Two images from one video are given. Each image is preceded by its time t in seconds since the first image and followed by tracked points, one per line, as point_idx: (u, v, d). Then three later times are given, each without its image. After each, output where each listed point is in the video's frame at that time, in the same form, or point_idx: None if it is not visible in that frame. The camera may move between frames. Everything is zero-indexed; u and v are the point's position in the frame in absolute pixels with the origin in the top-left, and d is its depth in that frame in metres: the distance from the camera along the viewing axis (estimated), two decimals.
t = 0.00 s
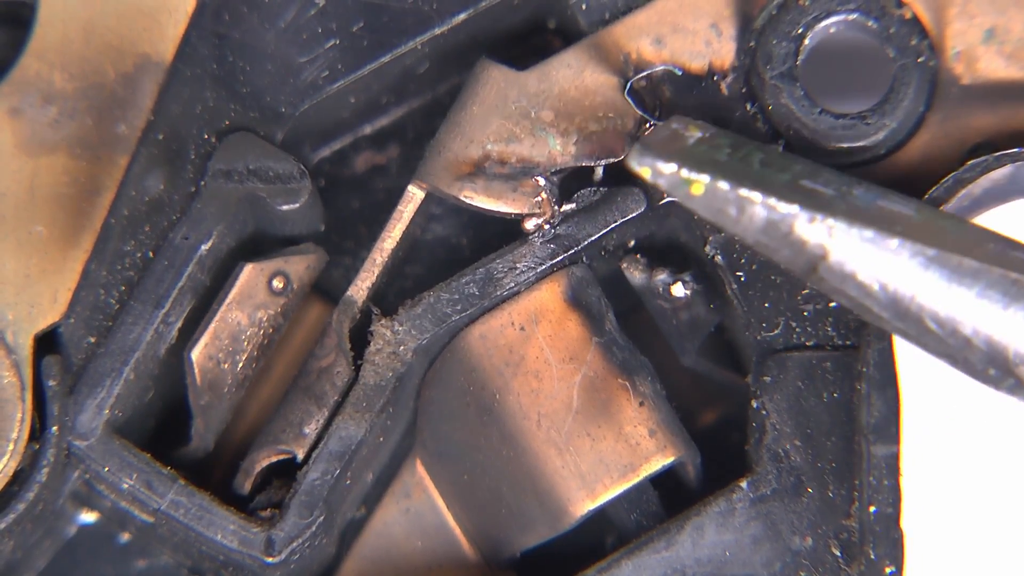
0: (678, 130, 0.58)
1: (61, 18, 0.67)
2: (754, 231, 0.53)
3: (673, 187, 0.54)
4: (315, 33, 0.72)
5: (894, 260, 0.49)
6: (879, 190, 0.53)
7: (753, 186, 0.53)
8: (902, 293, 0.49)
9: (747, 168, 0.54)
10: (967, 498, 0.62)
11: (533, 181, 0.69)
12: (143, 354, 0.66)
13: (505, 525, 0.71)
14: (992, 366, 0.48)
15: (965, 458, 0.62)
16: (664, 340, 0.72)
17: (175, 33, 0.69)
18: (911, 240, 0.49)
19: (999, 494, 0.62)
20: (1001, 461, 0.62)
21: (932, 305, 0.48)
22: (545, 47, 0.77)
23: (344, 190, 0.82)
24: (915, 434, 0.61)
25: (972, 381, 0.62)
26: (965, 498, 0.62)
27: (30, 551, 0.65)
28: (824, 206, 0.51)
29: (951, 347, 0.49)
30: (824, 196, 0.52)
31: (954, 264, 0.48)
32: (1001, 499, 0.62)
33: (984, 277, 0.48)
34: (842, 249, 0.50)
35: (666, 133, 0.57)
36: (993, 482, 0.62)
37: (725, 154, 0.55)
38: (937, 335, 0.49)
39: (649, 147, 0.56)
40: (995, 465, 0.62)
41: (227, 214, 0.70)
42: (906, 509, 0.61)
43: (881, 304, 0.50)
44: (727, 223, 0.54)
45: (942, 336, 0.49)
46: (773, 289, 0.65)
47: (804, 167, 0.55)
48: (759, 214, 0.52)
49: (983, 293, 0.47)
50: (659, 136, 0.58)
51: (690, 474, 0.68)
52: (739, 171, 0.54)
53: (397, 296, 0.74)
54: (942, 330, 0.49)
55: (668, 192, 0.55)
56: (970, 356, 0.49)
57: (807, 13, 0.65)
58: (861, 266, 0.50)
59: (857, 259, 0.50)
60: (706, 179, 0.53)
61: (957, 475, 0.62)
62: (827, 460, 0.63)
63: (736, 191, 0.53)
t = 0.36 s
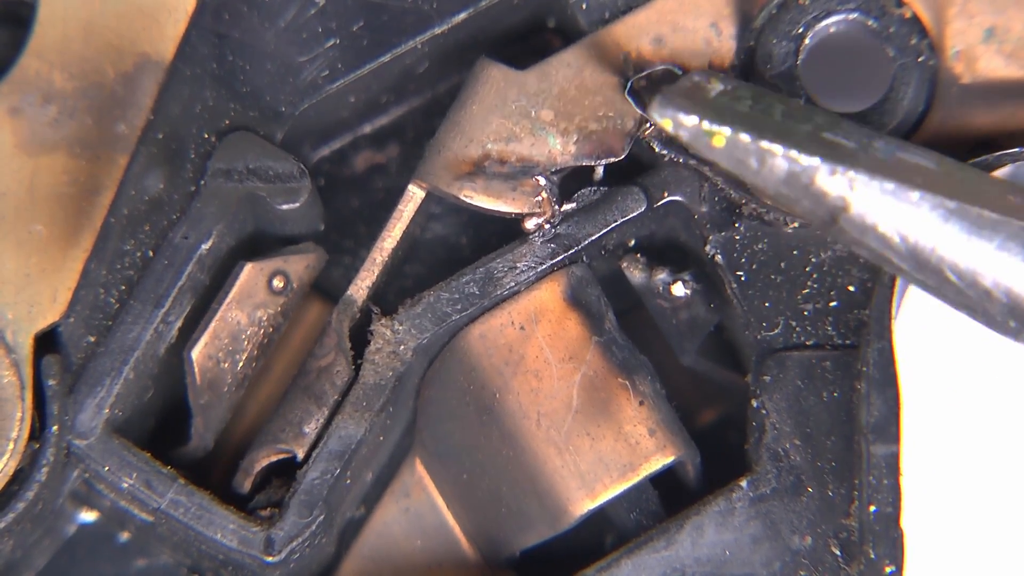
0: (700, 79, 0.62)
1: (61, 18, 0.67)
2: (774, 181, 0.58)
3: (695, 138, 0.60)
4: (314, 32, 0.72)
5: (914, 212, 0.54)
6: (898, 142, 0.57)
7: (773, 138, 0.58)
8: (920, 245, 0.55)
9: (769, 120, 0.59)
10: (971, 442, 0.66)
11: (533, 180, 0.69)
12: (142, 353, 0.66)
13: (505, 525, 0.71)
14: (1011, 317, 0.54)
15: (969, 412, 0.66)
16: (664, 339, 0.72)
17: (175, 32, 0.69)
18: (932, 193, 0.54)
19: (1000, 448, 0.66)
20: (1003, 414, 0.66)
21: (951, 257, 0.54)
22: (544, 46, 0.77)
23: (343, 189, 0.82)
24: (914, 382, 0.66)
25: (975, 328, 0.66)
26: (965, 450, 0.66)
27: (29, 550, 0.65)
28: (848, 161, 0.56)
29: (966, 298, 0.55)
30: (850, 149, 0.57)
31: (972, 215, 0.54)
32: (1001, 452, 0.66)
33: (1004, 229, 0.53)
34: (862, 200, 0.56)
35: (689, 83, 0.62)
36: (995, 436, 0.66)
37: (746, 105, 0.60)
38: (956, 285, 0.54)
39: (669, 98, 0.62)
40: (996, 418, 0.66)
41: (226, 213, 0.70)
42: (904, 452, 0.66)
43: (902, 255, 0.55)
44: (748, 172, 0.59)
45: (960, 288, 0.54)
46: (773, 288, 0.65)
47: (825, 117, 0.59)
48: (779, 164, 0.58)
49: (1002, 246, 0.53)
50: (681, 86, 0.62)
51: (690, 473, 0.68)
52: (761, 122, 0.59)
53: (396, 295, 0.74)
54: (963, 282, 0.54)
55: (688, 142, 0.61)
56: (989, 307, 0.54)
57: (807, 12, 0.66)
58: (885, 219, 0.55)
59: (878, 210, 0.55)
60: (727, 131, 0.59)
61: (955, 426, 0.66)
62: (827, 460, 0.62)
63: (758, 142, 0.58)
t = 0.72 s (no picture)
0: (626, 209, 0.54)
1: (60, 20, 0.67)
2: (703, 309, 0.49)
3: (623, 266, 0.50)
4: (314, 34, 0.72)
5: (844, 335, 0.46)
6: (828, 265, 0.49)
7: (703, 263, 0.49)
8: (852, 369, 0.46)
9: (694, 243, 0.50)
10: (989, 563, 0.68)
11: (532, 183, 0.69)
12: (142, 355, 0.66)
13: (504, 527, 0.71)
14: (945, 439, 0.47)
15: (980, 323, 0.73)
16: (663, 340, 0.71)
17: (175, 34, 0.70)
18: (861, 316, 0.46)
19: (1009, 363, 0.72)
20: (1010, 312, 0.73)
21: (883, 381, 0.46)
22: (543, 48, 0.77)
23: (343, 191, 0.82)
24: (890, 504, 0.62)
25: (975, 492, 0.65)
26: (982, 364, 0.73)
27: (29, 552, 0.65)
28: (776, 282, 0.48)
29: (905, 422, 0.47)
30: (776, 272, 0.48)
31: (906, 339, 0.46)
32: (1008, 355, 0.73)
33: (935, 351, 0.46)
34: (794, 326, 0.47)
35: (618, 210, 0.54)
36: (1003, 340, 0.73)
37: (674, 232, 0.51)
38: (890, 411, 0.47)
39: (598, 225, 0.52)
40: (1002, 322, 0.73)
41: (226, 215, 0.70)
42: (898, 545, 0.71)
43: (835, 382, 0.47)
44: (679, 302, 0.49)
45: (892, 411, 0.47)
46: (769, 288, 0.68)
47: (756, 242, 0.51)
48: (707, 292, 0.48)
49: (934, 368, 0.45)
50: (607, 215, 0.54)
51: (690, 475, 0.68)
52: (687, 246, 0.50)
53: (396, 297, 0.75)
54: (895, 406, 0.47)
55: (615, 271, 0.51)
56: (924, 430, 0.47)
57: (807, 15, 0.64)
58: (813, 342, 0.47)
59: (811, 336, 0.47)
60: (655, 259, 0.49)
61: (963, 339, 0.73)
62: (826, 462, 0.62)
63: (686, 269, 0.49)
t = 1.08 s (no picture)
0: (614, 259, 0.64)
1: (60, 19, 0.68)
2: (691, 362, 0.59)
3: (616, 321, 0.61)
4: (314, 34, 0.72)
5: (825, 380, 0.56)
6: (813, 317, 0.59)
7: (702, 313, 0.59)
8: (838, 423, 0.56)
9: (677, 292, 0.60)
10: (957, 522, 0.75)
11: (532, 183, 0.69)
12: (142, 355, 0.66)
13: (504, 526, 0.71)
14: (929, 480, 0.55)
15: (976, 303, 0.73)
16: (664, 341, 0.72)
17: (175, 34, 0.70)
18: (846, 368, 0.56)
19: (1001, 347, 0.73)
20: (1004, 287, 0.73)
21: (866, 433, 0.56)
22: (544, 49, 0.77)
23: (343, 190, 0.82)
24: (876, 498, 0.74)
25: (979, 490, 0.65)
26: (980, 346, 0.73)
27: (30, 552, 0.65)
28: (755, 330, 0.58)
29: (887, 473, 0.57)
30: (755, 319, 0.59)
31: (892, 393, 0.56)
32: (1003, 335, 0.73)
33: (915, 403, 0.55)
34: (780, 379, 0.57)
35: (604, 262, 0.64)
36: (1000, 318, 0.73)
37: (658, 282, 0.61)
38: (876, 465, 0.56)
39: (587, 275, 0.63)
40: (997, 298, 0.73)
41: (225, 215, 0.69)
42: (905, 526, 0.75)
43: (820, 435, 0.57)
44: (667, 353, 0.60)
45: (877, 458, 0.56)
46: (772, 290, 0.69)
47: (740, 292, 0.61)
48: (694, 342, 0.59)
49: (922, 419, 0.55)
50: (597, 265, 0.64)
51: (690, 476, 0.68)
52: (671, 296, 0.60)
53: (396, 297, 0.74)
54: (870, 451, 0.56)
55: (608, 324, 0.62)
56: (908, 478, 0.56)
57: (807, 15, 0.64)
58: (799, 397, 0.57)
59: (785, 381, 0.57)
60: (641, 312, 0.60)
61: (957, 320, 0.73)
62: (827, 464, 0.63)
63: (675, 322, 0.59)
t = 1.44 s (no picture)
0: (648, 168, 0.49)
1: (60, 18, 0.67)
2: (727, 269, 0.46)
3: (647, 225, 0.45)
4: (313, 34, 0.72)
5: (871, 299, 0.45)
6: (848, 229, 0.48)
7: (726, 221, 0.46)
8: (876, 330, 0.46)
9: (717, 202, 0.47)
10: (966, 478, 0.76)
11: (531, 182, 0.69)
12: (141, 355, 0.66)
13: (503, 526, 0.71)
14: (967, 399, 0.47)
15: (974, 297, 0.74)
16: (664, 341, 0.71)
17: (175, 34, 0.70)
18: (883, 276, 0.46)
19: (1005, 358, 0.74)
20: None
21: (908, 342, 0.46)
22: (543, 48, 0.77)
23: (343, 190, 0.82)
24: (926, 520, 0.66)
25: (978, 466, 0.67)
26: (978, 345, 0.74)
27: (29, 551, 0.65)
28: (801, 243, 0.46)
29: (923, 381, 0.47)
30: (801, 233, 0.47)
31: (928, 300, 0.46)
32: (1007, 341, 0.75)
33: (958, 312, 0.46)
34: (817, 287, 0.46)
35: (640, 170, 0.48)
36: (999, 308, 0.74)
37: (699, 193, 0.47)
38: (911, 369, 0.46)
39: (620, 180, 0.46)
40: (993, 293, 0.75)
41: (226, 213, 0.70)
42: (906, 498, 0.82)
43: (857, 341, 0.46)
44: (701, 260, 0.46)
45: (916, 372, 0.46)
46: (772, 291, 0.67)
47: (775, 207, 0.49)
48: (731, 250, 0.46)
49: (955, 329, 0.46)
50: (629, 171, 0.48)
51: (689, 475, 0.68)
52: (709, 204, 0.46)
53: (396, 296, 0.74)
54: (918, 365, 0.46)
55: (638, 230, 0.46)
56: (946, 390, 0.46)
57: (806, 14, 0.64)
58: (840, 306, 0.45)
59: (832, 298, 0.46)
60: (680, 216, 0.45)
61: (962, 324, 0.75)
62: (826, 462, 0.63)
63: (711, 227, 0.45)
